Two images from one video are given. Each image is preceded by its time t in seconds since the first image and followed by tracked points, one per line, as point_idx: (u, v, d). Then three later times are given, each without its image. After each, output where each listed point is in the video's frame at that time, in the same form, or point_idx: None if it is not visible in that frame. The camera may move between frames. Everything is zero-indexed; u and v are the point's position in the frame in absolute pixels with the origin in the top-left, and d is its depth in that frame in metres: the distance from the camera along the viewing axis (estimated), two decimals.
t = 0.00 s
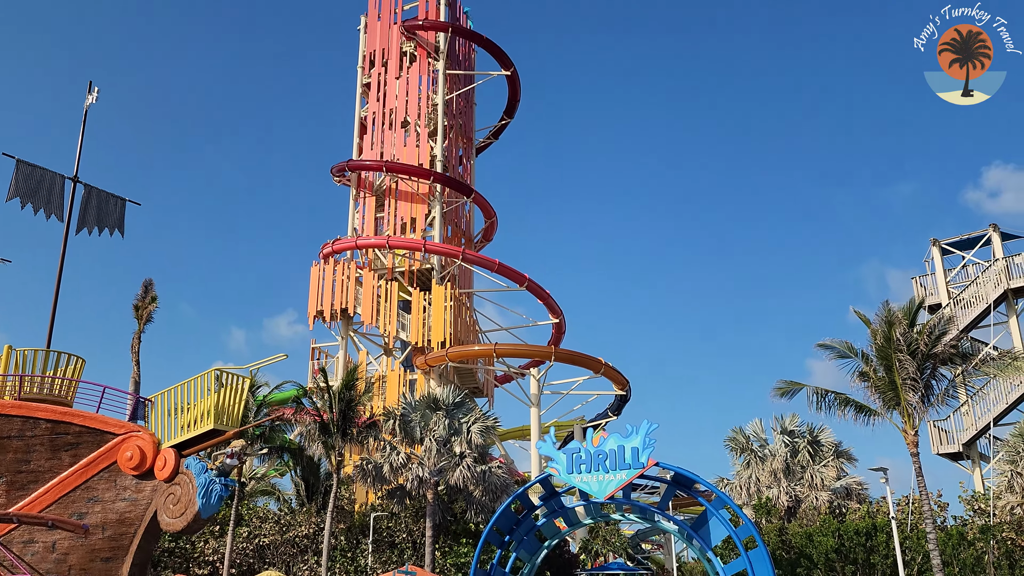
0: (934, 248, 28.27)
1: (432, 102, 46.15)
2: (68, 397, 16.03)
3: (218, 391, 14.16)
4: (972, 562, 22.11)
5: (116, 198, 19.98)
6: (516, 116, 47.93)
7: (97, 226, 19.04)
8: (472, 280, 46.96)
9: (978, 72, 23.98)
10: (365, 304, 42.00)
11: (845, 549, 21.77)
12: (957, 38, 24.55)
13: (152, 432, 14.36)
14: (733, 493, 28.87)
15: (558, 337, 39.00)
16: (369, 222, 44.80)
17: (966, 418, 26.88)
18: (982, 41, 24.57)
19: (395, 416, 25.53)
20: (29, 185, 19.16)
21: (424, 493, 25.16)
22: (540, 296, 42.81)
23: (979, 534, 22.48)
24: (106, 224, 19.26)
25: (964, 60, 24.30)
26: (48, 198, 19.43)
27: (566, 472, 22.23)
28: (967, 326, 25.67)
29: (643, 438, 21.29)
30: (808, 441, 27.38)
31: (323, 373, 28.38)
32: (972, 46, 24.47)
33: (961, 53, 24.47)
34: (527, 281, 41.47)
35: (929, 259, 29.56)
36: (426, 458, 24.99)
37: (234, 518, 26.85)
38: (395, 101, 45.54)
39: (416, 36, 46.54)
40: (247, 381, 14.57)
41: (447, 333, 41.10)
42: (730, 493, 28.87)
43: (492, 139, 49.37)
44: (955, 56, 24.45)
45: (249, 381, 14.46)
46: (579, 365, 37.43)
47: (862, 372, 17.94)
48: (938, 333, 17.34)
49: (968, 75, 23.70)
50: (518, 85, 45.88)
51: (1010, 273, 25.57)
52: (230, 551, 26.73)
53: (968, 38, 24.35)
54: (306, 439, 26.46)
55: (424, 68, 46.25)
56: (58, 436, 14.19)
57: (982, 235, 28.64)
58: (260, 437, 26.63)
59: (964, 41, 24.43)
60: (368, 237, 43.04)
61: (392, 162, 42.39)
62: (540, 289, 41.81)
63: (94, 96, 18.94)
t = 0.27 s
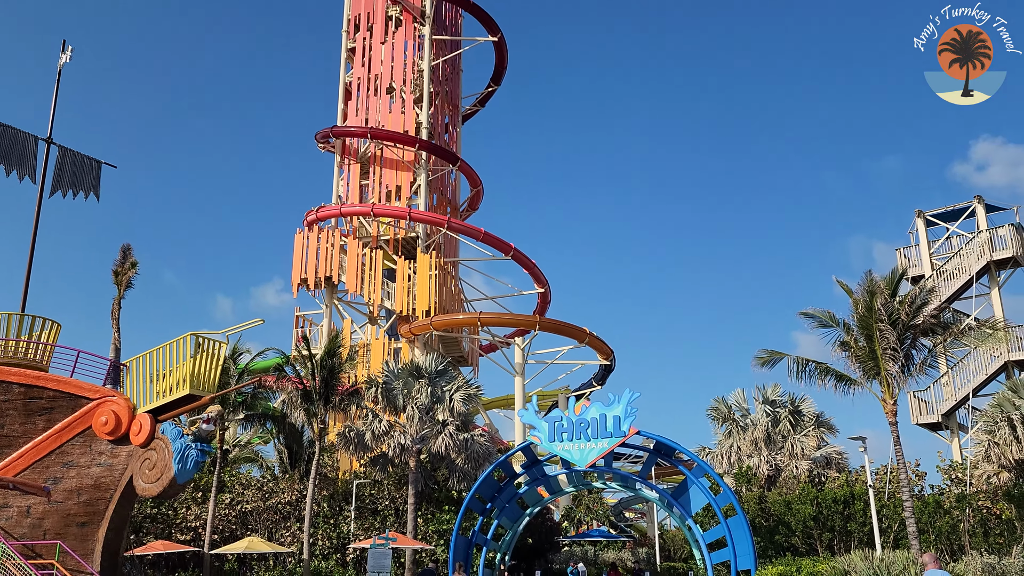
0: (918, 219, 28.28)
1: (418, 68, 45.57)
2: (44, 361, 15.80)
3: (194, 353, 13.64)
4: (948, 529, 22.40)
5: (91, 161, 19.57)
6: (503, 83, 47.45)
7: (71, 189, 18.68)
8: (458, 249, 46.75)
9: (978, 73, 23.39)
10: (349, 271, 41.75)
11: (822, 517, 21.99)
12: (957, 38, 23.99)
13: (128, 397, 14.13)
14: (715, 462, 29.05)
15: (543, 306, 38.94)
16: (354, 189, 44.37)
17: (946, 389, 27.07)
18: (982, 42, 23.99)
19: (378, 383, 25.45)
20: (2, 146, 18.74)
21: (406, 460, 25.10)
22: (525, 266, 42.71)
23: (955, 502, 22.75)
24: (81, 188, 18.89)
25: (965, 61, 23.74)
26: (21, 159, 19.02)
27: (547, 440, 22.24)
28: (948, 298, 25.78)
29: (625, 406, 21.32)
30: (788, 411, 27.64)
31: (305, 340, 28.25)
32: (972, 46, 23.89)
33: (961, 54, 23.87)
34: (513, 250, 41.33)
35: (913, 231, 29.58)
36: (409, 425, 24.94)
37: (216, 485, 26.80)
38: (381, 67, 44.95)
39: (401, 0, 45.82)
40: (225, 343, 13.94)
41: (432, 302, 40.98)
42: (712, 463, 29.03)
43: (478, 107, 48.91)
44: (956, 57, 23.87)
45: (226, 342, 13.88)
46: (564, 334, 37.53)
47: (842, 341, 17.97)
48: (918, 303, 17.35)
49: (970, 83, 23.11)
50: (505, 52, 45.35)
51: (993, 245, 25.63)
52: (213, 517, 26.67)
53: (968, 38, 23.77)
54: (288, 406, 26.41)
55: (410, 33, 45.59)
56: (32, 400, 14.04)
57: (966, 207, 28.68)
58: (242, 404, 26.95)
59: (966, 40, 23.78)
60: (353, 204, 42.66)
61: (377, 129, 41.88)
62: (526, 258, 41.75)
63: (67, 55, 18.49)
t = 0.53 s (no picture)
0: (905, 191, 28.20)
1: (405, 36, 44.93)
2: (21, 330, 15.57)
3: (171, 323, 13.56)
4: (927, 499, 22.54)
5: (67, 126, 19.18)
6: (491, 52, 46.89)
7: (47, 155, 18.32)
8: (444, 219, 46.49)
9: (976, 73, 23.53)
10: (335, 242, 41.45)
11: (804, 488, 22.12)
12: (957, 38, 23.99)
13: (104, 365, 14.01)
14: (699, 433, 29.18)
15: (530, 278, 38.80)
16: (340, 159, 43.90)
17: (929, 360, 27.16)
18: (981, 41, 24.04)
19: (362, 354, 25.32)
20: None
21: (390, 430, 25.04)
22: (512, 237, 42.55)
23: (936, 473, 22.88)
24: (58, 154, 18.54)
25: (965, 59, 23.76)
26: None
27: (531, 411, 22.20)
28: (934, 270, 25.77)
29: (609, 377, 21.33)
30: (773, 382, 27.94)
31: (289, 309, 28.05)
32: (972, 46, 23.95)
33: (961, 53, 23.81)
34: (500, 221, 41.11)
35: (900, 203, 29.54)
36: (393, 396, 24.84)
37: (200, 455, 26.71)
38: (367, 34, 44.30)
39: None
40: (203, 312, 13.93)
41: (418, 273, 40.77)
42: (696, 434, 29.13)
43: (466, 76, 48.36)
44: (957, 58, 23.78)
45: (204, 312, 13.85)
46: (550, 306, 37.53)
47: (826, 312, 17.95)
48: (903, 275, 17.30)
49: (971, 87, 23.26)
50: (493, 20, 44.76)
51: (979, 218, 25.61)
52: (197, 488, 26.61)
53: (968, 38, 23.80)
54: (272, 376, 26.30)
55: None
56: (7, 369, 13.88)
57: (953, 179, 28.62)
58: (225, 374, 26.90)
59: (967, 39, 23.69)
60: (338, 174, 42.23)
61: (363, 97, 41.27)
62: (513, 229, 41.59)
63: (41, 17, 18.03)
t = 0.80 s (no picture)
0: (895, 163, 28.08)
1: (392, 4, 44.25)
2: None
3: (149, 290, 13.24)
4: (911, 470, 22.70)
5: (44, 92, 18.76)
6: (480, 21, 46.28)
7: (23, 122, 17.95)
8: (433, 191, 46.16)
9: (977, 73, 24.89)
10: (323, 213, 41.13)
11: (788, 459, 22.21)
12: (956, 38, 25.19)
13: (83, 337, 13.78)
14: (686, 405, 29.27)
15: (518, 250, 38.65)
16: (327, 129, 43.40)
17: (915, 333, 27.22)
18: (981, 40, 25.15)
19: (348, 325, 25.18)
20: None
21: (376, 402, 24.98)
22: (501, 209, 42.31)
23: (919, 444, 23.01)
24: (35, 120, 18.16)
25: (966, 59, 25.09)
26: None
27: (518, 382, 22.15)
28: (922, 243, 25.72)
29: (595, 349, 21.24)
30: (760, 354, 27.97)
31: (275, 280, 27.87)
32: (972, 46, 25.12)
33: (962, 53, 25.08)
34: (488, 193, 40.82)
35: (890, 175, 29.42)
36: (379, 367, 24.74)
37: (185, 426, 26.62)
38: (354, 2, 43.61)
39: None
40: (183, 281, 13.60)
41: (406, 244, 40.51)
42: (683, 406, 29.22)
43: (455, 45, 47.76)
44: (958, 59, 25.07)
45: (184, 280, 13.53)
46: (539, 278, 37.46)
47: (813, 284, 17.90)
48: (890, 247, 17.23)
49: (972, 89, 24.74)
50: None
51: (968, 190, 25.50)
52: (183, 459, 26.54)
53: (968, 38, 24.95)
54: (258, 347, 26.19)
55: None
56: None
57: (942, 151, 28.49)
58: (210, 345, 26.70)
59: (967, 39, 24.93)
60: (326, 144, 41.75)
61: (350, 67, 40.62)
62: (502, 200, 41.30)
63: None
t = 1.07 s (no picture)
0: (888, 138, 27.89)
1: None
2: None
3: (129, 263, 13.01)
4: (898, 445, 22.77)
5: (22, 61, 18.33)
6: None
7: None
8: (423, 165, 45.78)
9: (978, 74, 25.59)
10: (312, 187, 40.74)
11: (776, 434, 22.24)
12: (957, 38, 25.62)
13: (62, 309, 13.61)
14: (675, 380, 29.30)
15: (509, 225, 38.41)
16: (316, 101, 42.88)
17: (905, 308, 27.22)
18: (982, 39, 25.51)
19: (336, 299, 24.99)
20: None
21: (364, 376, 24.86)
22: (492, 183, 42.01)
23: (907, 419, 23.06)
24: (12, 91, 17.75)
25: (967, 59, 25.74)
26: None
27: (506, 356, 22.04)
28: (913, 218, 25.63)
29: (584, 323, 21.12)
30: (749, 329, 27.99)
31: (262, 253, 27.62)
32: (972, 45, 25.57)
33: (961, 54, 25.69)
34: (479, 167, 40.51)
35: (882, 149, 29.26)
36: (367, 341, 24.59)
37: (173, 401, 26.47)
38: None
39: None
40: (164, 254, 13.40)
41: (396, 219, 40.20)
42: (673, 380, 29.25)
43: (446, 17, 47.15)
44: (958, 60, 25.69)
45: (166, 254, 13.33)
46: (529, 253, 37.29)
47: (802, 258, 17.78)
48: (880, 221, 17.11)
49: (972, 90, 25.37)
50: None
51: (960, 165, 25.37)
52: (170, 433, 26.42)
53: (967, 38, 25.44)
54: (245, 321, 26.01)
55: None
56: None
57: (935, 126, 28.30)
58: (197, 319, 26.50)
59: (968, 40, 25.47)
60: (314, 117, 41.25)
61: (339, 38, 40.08)
62: (493, 174, 41.04)
63: None
